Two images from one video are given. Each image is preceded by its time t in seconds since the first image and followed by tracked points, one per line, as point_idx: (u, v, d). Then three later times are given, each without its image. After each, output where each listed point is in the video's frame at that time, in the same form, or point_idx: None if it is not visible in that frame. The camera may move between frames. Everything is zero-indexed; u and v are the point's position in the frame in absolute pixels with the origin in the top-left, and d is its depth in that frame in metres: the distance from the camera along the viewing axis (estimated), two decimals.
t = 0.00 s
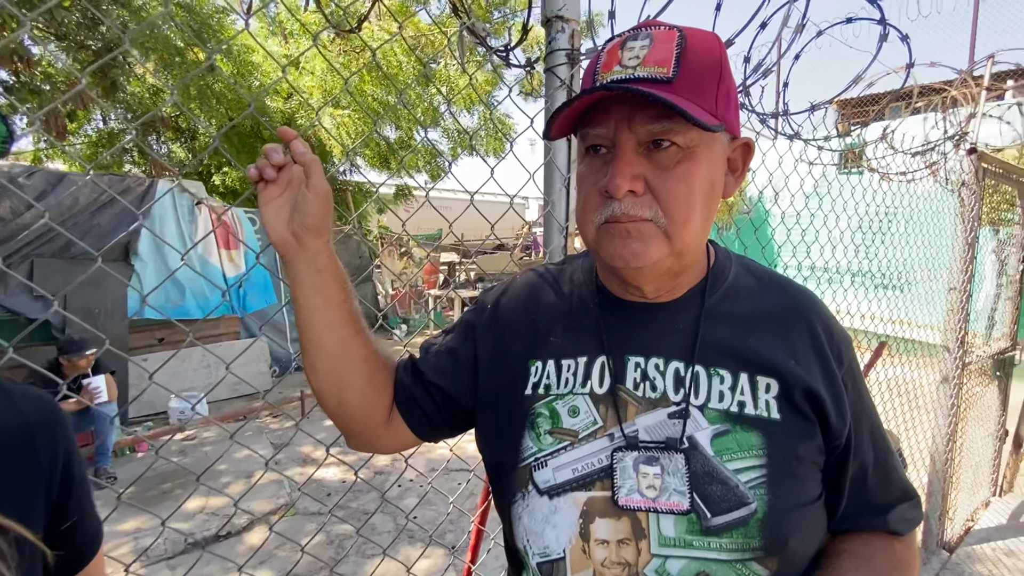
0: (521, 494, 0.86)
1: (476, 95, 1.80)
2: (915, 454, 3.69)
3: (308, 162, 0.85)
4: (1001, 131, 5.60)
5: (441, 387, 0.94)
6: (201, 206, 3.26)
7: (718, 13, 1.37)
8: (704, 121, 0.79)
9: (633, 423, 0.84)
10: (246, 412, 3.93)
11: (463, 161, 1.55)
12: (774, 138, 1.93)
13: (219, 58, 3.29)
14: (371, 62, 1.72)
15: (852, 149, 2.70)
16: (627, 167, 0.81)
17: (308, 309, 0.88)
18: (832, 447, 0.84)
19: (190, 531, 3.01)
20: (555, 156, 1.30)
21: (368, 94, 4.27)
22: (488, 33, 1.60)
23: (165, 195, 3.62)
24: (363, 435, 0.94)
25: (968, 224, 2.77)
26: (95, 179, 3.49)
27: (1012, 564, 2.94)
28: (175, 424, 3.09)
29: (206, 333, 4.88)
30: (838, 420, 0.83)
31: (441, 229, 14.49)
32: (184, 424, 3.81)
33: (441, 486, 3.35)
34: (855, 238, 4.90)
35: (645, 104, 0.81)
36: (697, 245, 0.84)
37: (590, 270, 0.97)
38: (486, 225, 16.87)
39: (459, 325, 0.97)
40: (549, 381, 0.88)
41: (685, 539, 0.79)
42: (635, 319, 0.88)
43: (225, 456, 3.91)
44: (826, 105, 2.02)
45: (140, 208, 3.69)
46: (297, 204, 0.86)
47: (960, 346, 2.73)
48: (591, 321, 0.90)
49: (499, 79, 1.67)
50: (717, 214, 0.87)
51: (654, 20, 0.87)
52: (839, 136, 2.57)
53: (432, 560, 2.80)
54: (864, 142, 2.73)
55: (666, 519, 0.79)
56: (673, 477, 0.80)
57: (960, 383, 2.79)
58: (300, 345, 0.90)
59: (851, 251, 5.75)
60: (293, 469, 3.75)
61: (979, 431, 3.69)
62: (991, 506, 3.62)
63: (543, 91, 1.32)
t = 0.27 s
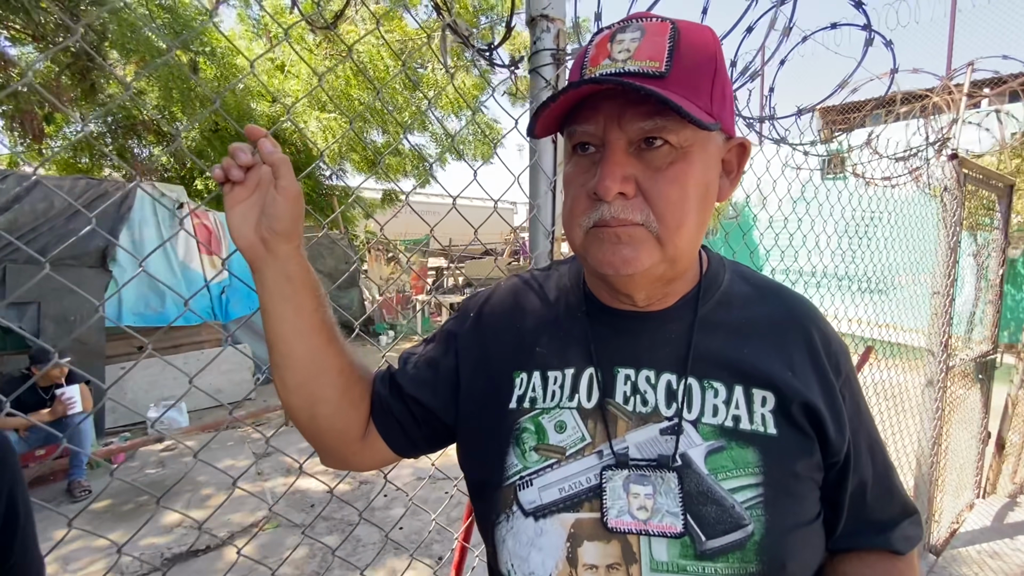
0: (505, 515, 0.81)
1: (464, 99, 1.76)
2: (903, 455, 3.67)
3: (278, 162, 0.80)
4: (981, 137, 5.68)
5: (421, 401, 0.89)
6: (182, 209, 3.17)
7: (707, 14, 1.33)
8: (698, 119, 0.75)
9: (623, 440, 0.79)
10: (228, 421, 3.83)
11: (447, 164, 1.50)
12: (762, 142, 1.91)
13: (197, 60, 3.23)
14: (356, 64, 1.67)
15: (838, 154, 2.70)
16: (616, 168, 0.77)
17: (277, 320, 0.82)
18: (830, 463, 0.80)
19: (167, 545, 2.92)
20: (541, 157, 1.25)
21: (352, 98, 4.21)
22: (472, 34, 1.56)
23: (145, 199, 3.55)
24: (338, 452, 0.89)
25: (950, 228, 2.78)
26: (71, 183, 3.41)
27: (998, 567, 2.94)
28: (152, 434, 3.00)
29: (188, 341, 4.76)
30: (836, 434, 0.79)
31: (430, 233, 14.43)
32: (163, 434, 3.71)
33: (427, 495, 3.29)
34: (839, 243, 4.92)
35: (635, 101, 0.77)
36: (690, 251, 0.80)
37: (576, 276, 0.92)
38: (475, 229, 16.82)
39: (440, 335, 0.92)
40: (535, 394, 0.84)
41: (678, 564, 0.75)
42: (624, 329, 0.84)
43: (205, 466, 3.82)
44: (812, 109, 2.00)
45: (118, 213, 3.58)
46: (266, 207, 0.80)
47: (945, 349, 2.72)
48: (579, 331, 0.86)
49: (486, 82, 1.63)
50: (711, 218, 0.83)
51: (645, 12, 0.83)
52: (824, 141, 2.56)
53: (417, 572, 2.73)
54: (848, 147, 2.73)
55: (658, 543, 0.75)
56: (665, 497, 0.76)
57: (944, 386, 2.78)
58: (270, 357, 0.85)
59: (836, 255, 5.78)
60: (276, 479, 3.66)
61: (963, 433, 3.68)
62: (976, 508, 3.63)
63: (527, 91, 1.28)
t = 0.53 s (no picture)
0: (488, 531, 0.78)
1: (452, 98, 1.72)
2: (890, 455, 3.68)
3: (249, 162, 0.76)
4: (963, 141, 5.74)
5: (402, 412, 0.85)
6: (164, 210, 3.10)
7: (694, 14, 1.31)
8: (689, 117, 0.72)
9: (611, 452, 0.76)
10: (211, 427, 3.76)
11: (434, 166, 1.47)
12: (750, 145, 1.89)
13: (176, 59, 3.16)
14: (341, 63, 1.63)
15: (825, 158, 2.70)
16: (604, 169, 0.75)
17: (249, 328, 0.78)
18: (824, 475, 0.78)
19: (147, 556, 2.85)
20: (527, 159, 1.22)
21: (338, 99, 4.16)
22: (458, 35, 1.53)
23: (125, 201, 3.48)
24: (314, 465, 0.85)
25: (934, 231, 2.78)
26: (49, 184, 3.33)
27: (983, 567, 2.95)
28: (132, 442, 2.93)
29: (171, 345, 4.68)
30: (830, 446, 0.77)
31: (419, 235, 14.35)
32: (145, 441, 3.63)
33: (413, 502, 3.24)
34: (826, 246, 4.94)
35: (624, 98, 0.74)
36: (680, 256, 0.78)
37: (563, 281, 0.90)
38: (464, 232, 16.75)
39: (423, 342, 0.89)
40: (520, 404, 0.81)
41: None
42: (612, 336, 0.81)
43: (188, 473, 3.74)
44: (800, 112, 1.99)
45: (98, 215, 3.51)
46: (237, 208, 0.77)
47: (931, 351, 2.72)
48: (565, 338, 0.83)
49: (474, 82, 1.60)
50: (702, 220, 0.80)
51: (634, 7, 0.81)
52: (811, 145, 2.56)
53: None
54: (835, 151, 2.73)
55: (647, 560, 0.72)
56: (654, 512, 0.73)
57: (930, 388, 2.79)
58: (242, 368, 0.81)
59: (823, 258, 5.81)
60: (261, 486, 3.59)
61: (948, 433, 3.70)
62: (961, 508, 3.64)
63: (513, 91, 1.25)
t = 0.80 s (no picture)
0: (475, 536, 0.76)
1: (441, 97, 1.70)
2: (876, 453, 3.71)
3: (229, 160, 0.75)
4: (947, 143, 5.81)
5: (387, 416, 0.84)
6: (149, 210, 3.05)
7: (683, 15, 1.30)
8: (676, 116, 0.72)
9: (599, 456, 0.76)
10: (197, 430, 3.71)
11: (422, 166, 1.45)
12: (738, 146, 1.90)
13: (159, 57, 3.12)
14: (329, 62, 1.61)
15: (812, 159, 2.72)
16: (591, 168, 0.74)
17: (229, 330, 0.77)
18: (813, 477, 0.78)
19: (130, 562, 2.80)
20: (515, 159, 1.21)
21: (326, 98, 4.13)
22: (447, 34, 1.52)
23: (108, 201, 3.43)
24: (297, 470, 0.84)
25: (919, 231, 2.81)
26: (30, 183, 3.27)
27: (968, 564, 2.98)
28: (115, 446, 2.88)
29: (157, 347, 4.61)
30: (819, 448, 0.77)
31: (409, 236, 14.29)
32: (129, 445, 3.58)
33: (402, 504, 3.21)
34: (813, 246, 4.98)
35: (610, 97, 0.73)
36: (668, 256, 0.77)
37: (551, 282, 0.89)
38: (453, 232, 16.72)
39: (408, 345, 0.88)
40: (508, 407, 0.80)
41: None
42: (600, 338, 0.80)
43: (173, 477, 3.69)
44: (787, 114, 2.00)
45: (81, 215, 3.45)
46: (216, 208, 0.75)
47: (916, 350, 2.74)
48: (553, 341, 0.82)
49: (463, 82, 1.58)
50: (689, 221, 0.80)
51: (621, 4, 0.80)
52: (799, 145, 2.57)
53: None
54: (821, 153, 2.75)
55: (635, 565, 0.71)
56: (642, 516, 0.72)
57: (915, 386, 2.81)
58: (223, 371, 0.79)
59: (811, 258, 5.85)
60: (248, 490, 3.55)
61: (933, 431, 3.74)
62: (946, 505, 3.68)
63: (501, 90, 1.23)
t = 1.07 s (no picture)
0: (466, 532, 0.77)
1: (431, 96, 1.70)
2: (862, 449, 3.76)
3: (216, 159, 0.75)
4: (931, 144, 5.90)
5: (377, 413, 0.84)
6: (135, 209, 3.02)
7: (672, 16, 1.32)
8: (663, 116, 0.73)
9: (588, 451, 0.77)
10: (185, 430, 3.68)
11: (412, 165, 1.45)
12: (726, 146, 1.92)
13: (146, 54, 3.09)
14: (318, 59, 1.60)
15: (799, 159, 2.75)
16: (579, 167, 0.75)
17: (218, 328, 0.77)
18: (797, 470, 0.79)
19: (118, 563, 2.78)
20: (506, 157, 1.22)
21: (316, 97, 4.11)
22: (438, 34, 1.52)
23: (96, 198, 3.39)
24: (288, 468, 0.84)
25: (904, 230, 2.85)
26: (14, 181, 3.24)
27: (952, 557, 3.03)
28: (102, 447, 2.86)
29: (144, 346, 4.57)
30: (803, 442, 0.78)
31: (399, 235, 14.25)
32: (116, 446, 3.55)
33: (393, 503, 3.21)
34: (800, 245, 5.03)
35: (597, 97, 0.74)
36: (655, 255, 0.78)
37: (540, 280, 0.90)
38: (444, 231, 16.69)
39: (399, 342, 0.88)
40: (498, 404, 0.80)
41: None
42: (588, 335, 0.81)
43: (161, 478, 3.66)
44: (775, 114, 2.02)
45: (66, 214, 3.41)
46: (205, 206, 0.75)
47: (901, 347, 2.78)
48: (543, 337, 0.83)
49: (456, 81, 1.58)
50: (677, 219, 0.81)
51: (609, 5, 0.81)
52: (786, 145, 2.60)
53: None
54: (808, 153, 2.78)
55: (623, 558, 0.72)
56: (630, 510, 0.73)
57: (900, 383, 2.85)
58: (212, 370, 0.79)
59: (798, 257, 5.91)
60: (237, 490, 3.53)
61: (917, 427, 3.80)
62: (930, 500, 3.74)
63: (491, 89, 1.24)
